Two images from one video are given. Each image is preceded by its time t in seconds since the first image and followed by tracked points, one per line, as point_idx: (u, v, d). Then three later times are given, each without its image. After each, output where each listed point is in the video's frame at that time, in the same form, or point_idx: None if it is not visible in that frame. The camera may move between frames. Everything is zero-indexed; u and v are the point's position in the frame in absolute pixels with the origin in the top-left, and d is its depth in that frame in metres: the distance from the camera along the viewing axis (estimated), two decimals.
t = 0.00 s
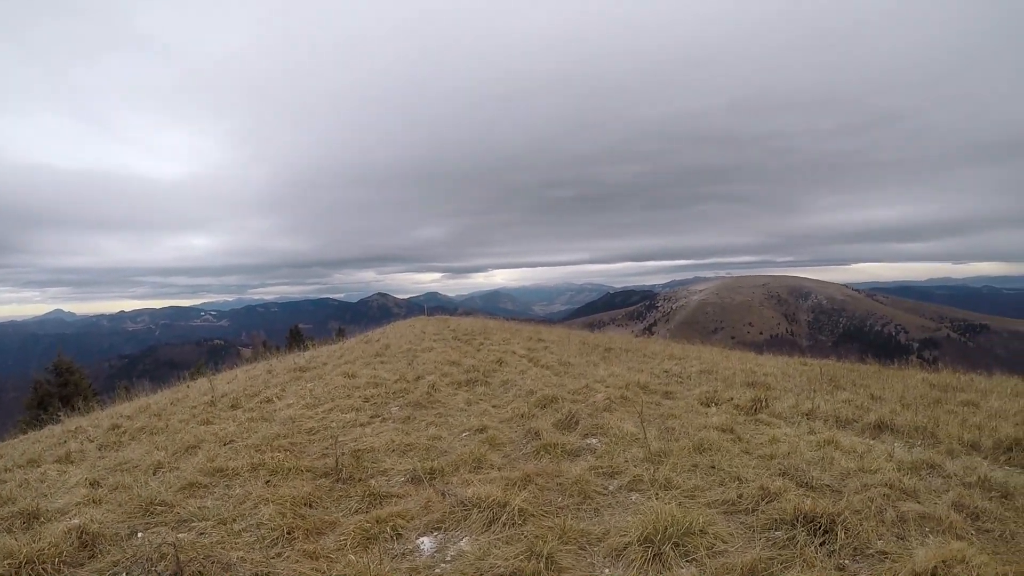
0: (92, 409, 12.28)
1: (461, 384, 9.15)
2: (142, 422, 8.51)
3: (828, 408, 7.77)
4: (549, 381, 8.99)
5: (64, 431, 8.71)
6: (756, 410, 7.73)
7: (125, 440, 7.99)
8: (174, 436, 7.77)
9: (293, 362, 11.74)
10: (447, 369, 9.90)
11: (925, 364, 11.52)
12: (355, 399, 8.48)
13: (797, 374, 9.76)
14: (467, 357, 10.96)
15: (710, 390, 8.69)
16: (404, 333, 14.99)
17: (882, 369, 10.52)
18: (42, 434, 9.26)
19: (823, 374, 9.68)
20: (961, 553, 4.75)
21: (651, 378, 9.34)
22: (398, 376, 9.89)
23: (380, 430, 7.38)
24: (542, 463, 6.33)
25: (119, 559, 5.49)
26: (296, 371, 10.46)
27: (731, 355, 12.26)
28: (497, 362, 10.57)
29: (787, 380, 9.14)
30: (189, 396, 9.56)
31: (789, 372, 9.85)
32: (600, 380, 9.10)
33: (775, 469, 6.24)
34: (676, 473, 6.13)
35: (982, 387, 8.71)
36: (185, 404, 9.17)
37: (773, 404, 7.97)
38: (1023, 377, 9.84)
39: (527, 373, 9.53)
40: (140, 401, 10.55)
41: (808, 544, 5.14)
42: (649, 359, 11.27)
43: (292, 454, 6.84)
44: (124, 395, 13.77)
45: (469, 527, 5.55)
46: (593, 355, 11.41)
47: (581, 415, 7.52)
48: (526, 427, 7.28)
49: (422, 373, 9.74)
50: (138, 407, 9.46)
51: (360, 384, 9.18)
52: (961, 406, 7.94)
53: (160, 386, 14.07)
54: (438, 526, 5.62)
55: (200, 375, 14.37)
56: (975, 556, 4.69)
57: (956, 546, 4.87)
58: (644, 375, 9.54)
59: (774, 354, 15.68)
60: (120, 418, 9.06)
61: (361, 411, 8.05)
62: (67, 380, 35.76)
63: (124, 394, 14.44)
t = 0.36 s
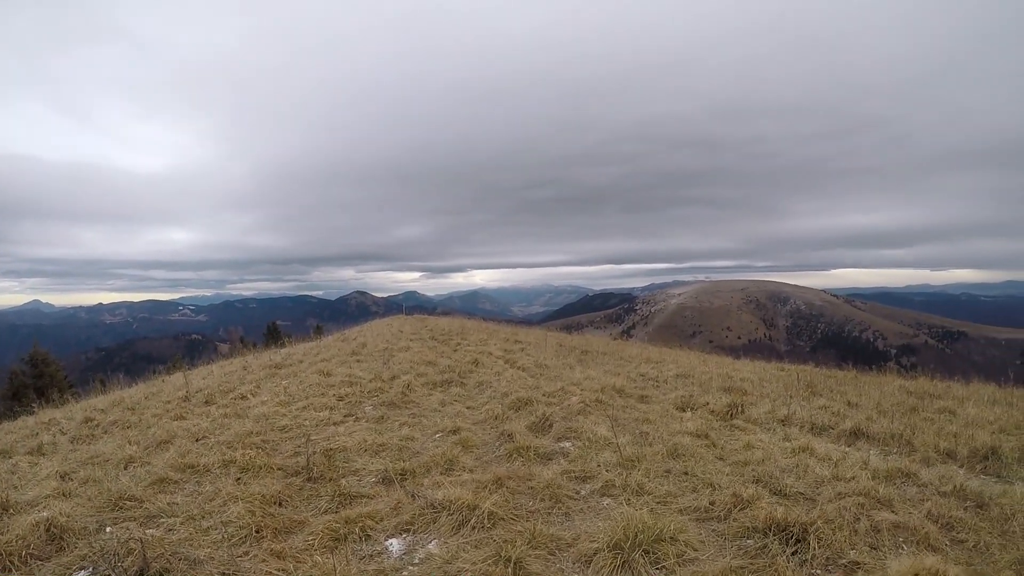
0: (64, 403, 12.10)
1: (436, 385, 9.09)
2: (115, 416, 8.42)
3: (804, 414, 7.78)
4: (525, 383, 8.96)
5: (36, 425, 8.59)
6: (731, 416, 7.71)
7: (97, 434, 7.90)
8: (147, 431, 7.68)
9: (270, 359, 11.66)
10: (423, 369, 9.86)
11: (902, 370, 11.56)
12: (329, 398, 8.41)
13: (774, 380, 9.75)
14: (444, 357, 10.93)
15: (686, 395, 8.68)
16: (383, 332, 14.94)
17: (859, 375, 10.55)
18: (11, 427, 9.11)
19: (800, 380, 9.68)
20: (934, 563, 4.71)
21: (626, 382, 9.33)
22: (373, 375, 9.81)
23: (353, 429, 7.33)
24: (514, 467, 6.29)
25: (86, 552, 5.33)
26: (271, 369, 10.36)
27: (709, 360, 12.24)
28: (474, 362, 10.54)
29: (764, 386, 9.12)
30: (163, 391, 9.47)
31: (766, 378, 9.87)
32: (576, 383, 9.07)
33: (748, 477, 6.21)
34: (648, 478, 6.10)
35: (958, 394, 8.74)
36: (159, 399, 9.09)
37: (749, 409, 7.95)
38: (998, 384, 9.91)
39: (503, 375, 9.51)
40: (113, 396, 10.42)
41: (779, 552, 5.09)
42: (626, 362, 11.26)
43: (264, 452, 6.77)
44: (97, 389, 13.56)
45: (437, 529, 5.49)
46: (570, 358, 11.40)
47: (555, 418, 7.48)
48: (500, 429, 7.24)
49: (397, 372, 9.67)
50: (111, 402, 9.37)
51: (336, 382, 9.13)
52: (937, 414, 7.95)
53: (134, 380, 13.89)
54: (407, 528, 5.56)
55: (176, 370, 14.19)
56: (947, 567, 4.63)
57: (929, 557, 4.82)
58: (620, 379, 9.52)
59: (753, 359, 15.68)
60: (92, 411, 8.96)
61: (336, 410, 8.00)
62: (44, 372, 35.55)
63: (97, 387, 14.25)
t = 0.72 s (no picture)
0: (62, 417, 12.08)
1: (434, 392, 9.05)
2: (114, 429, 8.41)
3: (805, 414, 7.73)
4: (523, 389, 8.92)
5: (34, 440, 8.57)
6: (732, 418, 7.66)
7: (96, 447, 7.87)
8: (145, 443, 7.65)
9: (267, 369, 11.63)
10: (421, 377, 9.83)
11: (902, 367, 11.47)
12: (327, 407, 8.37)
13: (773, 381, 9.69)
14: (441, 364, 10.90)
15: (685, 398, 8.63)
16: (381, 340, 14.92)
17: (859, 374, 10.47)
18: (10, 442, 9.09)
19: (800, 381, 9.60)
20: (941, 563, 4.64)
21: (625, 385, 9.28)
22: (371, 384, 9.77)
23: (352, 439, 7.28)
24: (513, 473, 6.25)
25: (83, 567, 5.27)
26: (269, 379, 10.33)
27: (708, 362, 12.16)
28: (471, 369, 10.51)
29: (763, 387, 9.06)
30: (161, 403, 9.45)
31: (765, 379, 9.81)
32: (575, 388, 9.03)
33: (749, 479, 6.16)
34: (648, 483, 6.05)
35: (958, 389, 8.67)
36: (157, 412, 9.07)
37: (749, 411, 7.89)
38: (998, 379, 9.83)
39: (501, 381, 9.47)
40: (111, 409, 10.38)
41: (782, 555, 5.03)
42: (625, 366, 11.21)
43: (262, 463, 6.73)
44: (95, 403, 13.49)
45: (436, 538, 5.44)
46: (568, 363, 11.37)
47: (553, 423, 7.44)
48: (499, 436, 7.19)
49: (395, 381, 9.64)
50: (109, 415, 9.36)
51: (333, 391, 9.10)
52: (938, 410, 7.89)
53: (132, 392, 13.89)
54: (405, 537, 5.51)
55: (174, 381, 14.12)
56: (952, 563, 4.67)
57: (935, 557, 4.76)
58: (619, 383, 9.47)
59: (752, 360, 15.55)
60: (91, 425, 8.95)
61: (334, 420, 7.96)
62: (41, 387, 35.61)
63: (96, 400, 14.24)
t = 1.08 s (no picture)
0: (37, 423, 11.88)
1: (412, 397, 9.02)
2: (90, 434, 8.32)
3: (782, 418, 7.74)
4: (501, 393, 8.89)
5: (7, 446, 8.42)
6: (709, 422, 7.67)
7: (71, 453, 7.77)
8: (122, 449, 7.56)
9: (247, 373, 11.54)
10: (400, 381, 9.79)
11: (880, 371, 11.56)
12: (304, 412, 8.31)
13: (752, 385, 9.72)
14: (421, 368, 10.87)
15: (664, 402, 8.63)
16: (363, 343, 14.85)
17: (837, 378, 10.54)
18: None
19: (779, 385, 9.64)
20: (913, 567, 4.65)
21: (604, 390, 9.28)
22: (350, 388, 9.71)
23: (328, 444, 7.23)
24: (488, 478, 6.24)
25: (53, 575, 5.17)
26: (248, 383, 10.26)
27: (688, 367, 12.17)
28: (451, 373, 10.48)
29: (742, 391, 9.09)
30: (138, 408, 9.35)
31: (744, 383, 9.82)
32: (553, 392, 9.01)
33: (724, 484, 6.17)
34: (623, 487, 6.06)
35: (934, 393, 8.74)
36: (134, 416, 8.99)
37: (727, 415, 7.90)
38: (973, 383, 9.95)
39: (480, 386, 9.45)
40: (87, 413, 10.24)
41: (754, 560, 5.04)
42: (604, 370, 11.21)
43: (238, 469, 6.67)
44: (73, 407, 13.30)
45: (409, 544, 5.42)
46: (548, 367, 11.36)
47: (530, 428, 7.42)
48: (475, 440, 7.16)
49: (374, 385, 9.60)
50: (85, 420, 9.24)
51: (311, 396, 9.04)
52: (915, 414, 7.93)
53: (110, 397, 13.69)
54: (378, 544, 5.48)
55: (154, 385, 13.95)
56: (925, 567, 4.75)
57: (907, 561, 4.78)
58: (597, 387, 9.46)
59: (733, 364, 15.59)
60: (66, 431, 8.83)
61: (311, 424, 7.91)
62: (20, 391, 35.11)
63: (72, 405, 14.03)
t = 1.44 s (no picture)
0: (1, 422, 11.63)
1: (384, 399, 8.96)
2: (57, 434, 8.18)
3: (754, 422, 7.74)
4: (473, 396, 8.86)
5: None
6: (681, 427, 7.67)
7: (36, 452, 7.62)
8: (88, 448, 7.45)
9: (218, 373, 11.41)
10: (372, 383, 9.73)
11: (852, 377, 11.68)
12: (274, 413, 8.22)
13: (725, 390, 9.74)
14: (394, 370, 10.81)
15: (636, 406, 8.63)
16: (337, 344, 14.75)
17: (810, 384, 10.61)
18: None
19: (753, 390, 9.66)
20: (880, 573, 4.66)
21: (576, 393, 9.27)
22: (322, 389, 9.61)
23: (297, 445, 7.16)
24: (455, 481, 6.22)
25: None
26: (219, 383, 10.16)
27: (663, 372, 12.18)
28: (424, 375, 10.44)
29: (715, 396, 9.10)
30: (105, 408, 9.21)
31: (717, 388, 9.84)
32: (526, 395, 8.99)
33: (693, 489, 6.18)
34: (591, 492, 6.06)
35: (905, 400, 8.82)
36: (102, 416, 8.86)
37: (698, 420, 7.90)
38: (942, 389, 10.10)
39: (452, 388, 9.41)
40: (53, 413, 10.04)
41: (720, 566, 5.03)
42: (578, 374, 11.22)
43: (205, 470, 6.60)
44: (39, 406, 13.03)
45: (373, 548, 5.38)
46: (521, 370, 11.35)
47: (501, 431, 7.38)
48: (445, 443, 7.12)
49: (346, 386, 9.52)
50: (50, 420, 9.07)
51: (282, 396, 8.96)
52: (886, 421, 7.98)
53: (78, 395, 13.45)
54: (343, 547, 5.43)
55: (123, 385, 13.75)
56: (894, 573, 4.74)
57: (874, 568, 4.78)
58: (570, 390, 9.45)
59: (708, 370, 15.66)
60: (30, 430, 8.67)
61: (280, 425, 7.84)
62: None
63: (38, 404, 13.72)
